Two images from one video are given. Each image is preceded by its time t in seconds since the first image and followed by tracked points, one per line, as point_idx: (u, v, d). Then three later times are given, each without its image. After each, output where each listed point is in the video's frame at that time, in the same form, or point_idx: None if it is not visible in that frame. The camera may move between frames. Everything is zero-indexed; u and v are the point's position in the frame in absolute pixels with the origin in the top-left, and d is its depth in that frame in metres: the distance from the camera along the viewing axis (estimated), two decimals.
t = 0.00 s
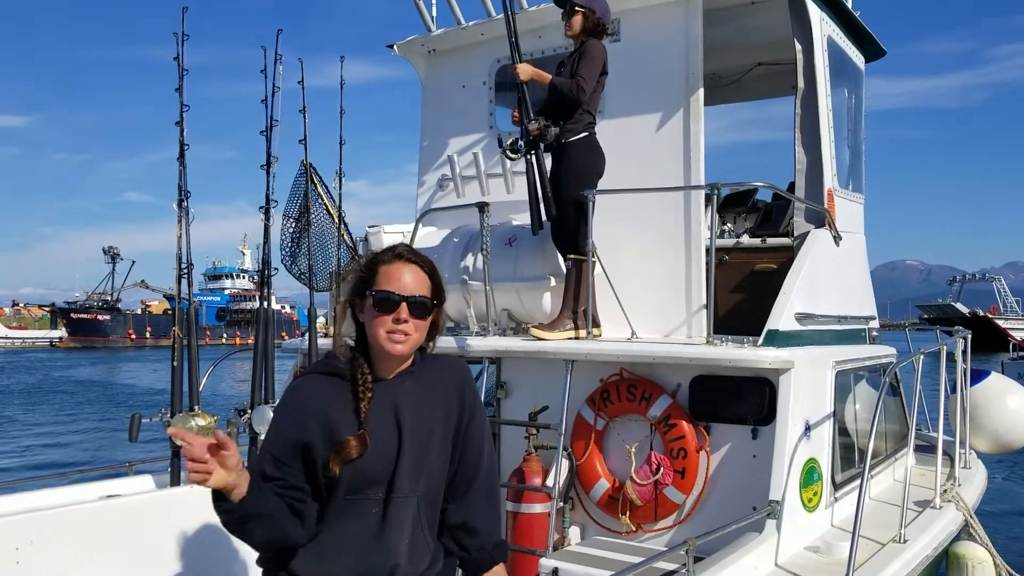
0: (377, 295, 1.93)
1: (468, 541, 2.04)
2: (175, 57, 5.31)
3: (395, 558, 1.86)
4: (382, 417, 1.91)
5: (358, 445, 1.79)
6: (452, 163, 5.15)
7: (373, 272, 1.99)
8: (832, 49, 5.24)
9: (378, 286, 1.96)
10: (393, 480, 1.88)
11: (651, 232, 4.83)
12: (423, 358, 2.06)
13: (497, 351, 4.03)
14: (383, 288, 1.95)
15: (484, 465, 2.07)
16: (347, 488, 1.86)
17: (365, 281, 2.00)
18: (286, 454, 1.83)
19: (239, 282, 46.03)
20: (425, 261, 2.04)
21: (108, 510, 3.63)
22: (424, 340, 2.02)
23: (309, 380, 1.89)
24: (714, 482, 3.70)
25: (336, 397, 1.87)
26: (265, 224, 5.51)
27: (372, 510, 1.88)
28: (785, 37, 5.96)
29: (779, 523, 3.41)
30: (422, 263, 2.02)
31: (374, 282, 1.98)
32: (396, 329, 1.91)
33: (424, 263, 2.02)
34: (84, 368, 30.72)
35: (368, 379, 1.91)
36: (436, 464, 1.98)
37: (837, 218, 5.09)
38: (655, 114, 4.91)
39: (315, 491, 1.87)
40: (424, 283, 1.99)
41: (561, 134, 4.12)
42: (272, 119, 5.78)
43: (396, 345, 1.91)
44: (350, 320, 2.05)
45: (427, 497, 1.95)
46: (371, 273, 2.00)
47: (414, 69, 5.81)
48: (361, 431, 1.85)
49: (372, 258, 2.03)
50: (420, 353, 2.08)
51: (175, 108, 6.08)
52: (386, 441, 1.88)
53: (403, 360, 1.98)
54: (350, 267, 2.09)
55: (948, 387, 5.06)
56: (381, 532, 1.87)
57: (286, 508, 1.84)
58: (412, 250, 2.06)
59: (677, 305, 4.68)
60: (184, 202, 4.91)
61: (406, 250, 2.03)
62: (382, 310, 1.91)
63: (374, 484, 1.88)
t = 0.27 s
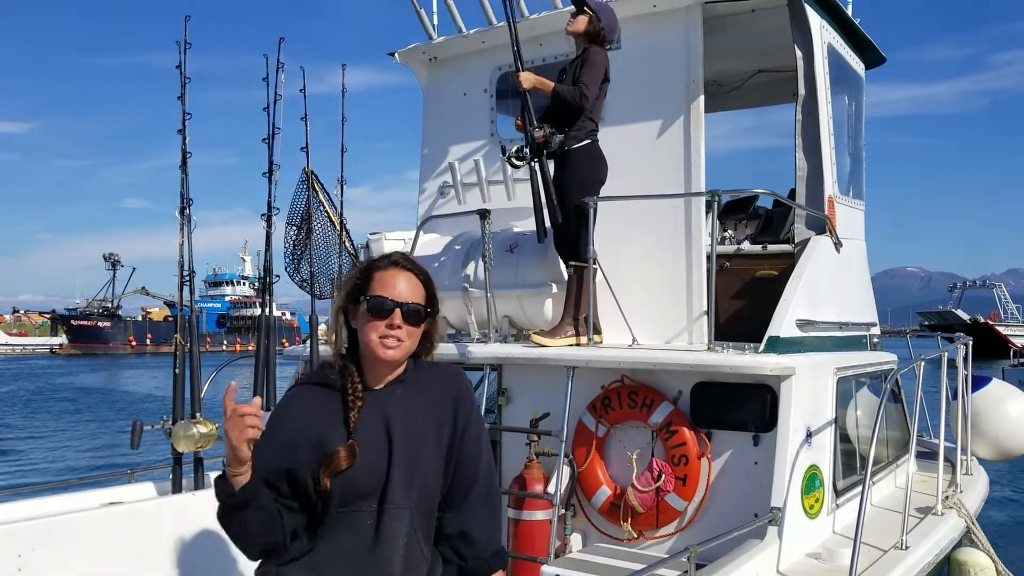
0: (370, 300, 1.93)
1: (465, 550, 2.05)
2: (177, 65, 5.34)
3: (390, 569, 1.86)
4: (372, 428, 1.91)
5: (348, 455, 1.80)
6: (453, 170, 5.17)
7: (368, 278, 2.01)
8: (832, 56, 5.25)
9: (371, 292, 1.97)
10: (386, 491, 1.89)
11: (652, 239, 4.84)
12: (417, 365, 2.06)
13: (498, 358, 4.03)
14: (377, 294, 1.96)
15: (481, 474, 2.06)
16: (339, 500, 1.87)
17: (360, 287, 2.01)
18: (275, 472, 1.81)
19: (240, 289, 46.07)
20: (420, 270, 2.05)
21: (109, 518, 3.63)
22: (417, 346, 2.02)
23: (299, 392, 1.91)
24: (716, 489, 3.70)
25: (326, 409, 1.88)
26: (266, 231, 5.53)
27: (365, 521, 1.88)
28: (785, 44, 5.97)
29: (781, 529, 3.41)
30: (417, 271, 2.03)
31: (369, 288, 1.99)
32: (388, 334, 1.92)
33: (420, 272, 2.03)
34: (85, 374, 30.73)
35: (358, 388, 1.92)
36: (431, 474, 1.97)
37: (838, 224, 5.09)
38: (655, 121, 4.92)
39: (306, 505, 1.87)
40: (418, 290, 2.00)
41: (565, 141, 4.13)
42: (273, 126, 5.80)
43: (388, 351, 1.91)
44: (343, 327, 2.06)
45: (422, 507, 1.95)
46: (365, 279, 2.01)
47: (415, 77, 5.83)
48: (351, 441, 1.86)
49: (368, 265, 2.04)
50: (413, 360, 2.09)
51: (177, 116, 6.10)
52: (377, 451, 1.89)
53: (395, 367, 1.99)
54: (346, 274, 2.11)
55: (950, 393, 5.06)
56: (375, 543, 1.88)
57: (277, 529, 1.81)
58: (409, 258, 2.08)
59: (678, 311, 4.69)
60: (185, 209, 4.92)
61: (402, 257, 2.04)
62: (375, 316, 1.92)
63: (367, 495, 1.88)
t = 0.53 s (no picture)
0: (365, 301, 1.93)
1: (464, 550, 2.03)
2: (177, 65, 5.33)
3: (383, 569, 1.86)
4: (366, 429, 1.91)
5: (342, 455, 1.78)
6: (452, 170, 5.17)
7: (362, 280, 2.02)
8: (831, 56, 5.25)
9: (366, 294, 1.98)
10: (378, 491, 1.89)
11: (651, 239, 4.84)
12: (411, 368, 2.06)
13: (498, 358, 4.03)
14: (371, 295, 1.97)
15: (476, 474, 2.05)
16: (332, 501, 1.87)
17: (355, 289, 2.03)
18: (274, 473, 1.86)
19: (240, 289, 46.05)
20: (415, 272, 2.06)
21: (109, 518, 3.63)
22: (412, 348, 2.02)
23: (294, 393, 1.94)
24: (715, 489, 3.70)
25: (320, 410, 1.90)
26: (266, 232, 5.53)
27: (359, 521, 1.89)
28: (785, 44, 5.98)
29: (780, 530, 3.42)
30: (412, 273, 2.04)
31: (363, 290, 2.00)
32: (382, 336, 1.92)
33: (415, 274, 2.04)
34: (85, 375, 30.71)
35: (353, 390, 1.92)
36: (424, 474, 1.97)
37: (837, 224, 5.10)
38: (655, 122, 4.93)
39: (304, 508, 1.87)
40: (413, 292, 2.01)
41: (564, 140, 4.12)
42: (273, 127, 5.80)
43: (382, 352, 1.91)
44: (338, 328, 2.06)
45: (415, 507, 1.95)
46: (361, 281, 2.02)
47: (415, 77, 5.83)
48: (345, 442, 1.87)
49: (363, 266, 2.06)
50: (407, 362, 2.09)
51: (176, 116, 6.10)
52: (370, 451, 1.90)
53: (388, 368, 1.99)
54: (341, 277, 2.12)
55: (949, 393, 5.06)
56: (368, 544, 1.88)
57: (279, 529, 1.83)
58: (404, 261, 2.08)
59: (677, 312, 4.69)
60: (185, 210, 4.92)
61: (397, 259, 2.05)
62: (369, 317, 1.92)
63: (360, 494, 1.89)
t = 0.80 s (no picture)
0: (364, 307, 1.94)
1: (464, 552, 2.02)
2: (179, 69, 5.35)
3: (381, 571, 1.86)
4: (366, 431, 1.92)
5: (339, 456, 1.82)
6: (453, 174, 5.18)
7: (361, 284, 2.01)
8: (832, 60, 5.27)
9: (365, 299, 1.97)
10: (376, 492, 1.90)
11: (651, 243, 4.85)
12: (410, 371, 2.06)
13: (498, 361, 4.03)
14: (371, 300, 1.96)
15: (474, 475, 2.04)
16: (331, 502, 1.88)
17: (354, 293, 2.02)
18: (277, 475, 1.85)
19: (241, 293, 46.06)
20: (414, 277, 2.05)
21: (110, 522, 3.63)
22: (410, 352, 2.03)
23: (294, 394, 1.93)
24: (716, 492, 3.70)
25: (319, 411, 1.90)
26: (267, 235, 5.54)
27: (356, 522, 1.89)
28: (785, 48, 5.99)
29: (781, 533, 3.41)
30: (411, 278, 2.03)
31: (363, 295, 1.99)
32: (381, 342, 1.93)
33: (413, 278, 2.04)
34: (85, 378, 30.71)
35: (352, 393, 1.92)
36: (421, 477, 1.98)
37: (837, 228, 5.10)
38: (655, 126, 4.94)
39: (302, 508, 1.89)
40: (412, 298, 2.00)
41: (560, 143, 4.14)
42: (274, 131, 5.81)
43: (381, 358, 1.92)
44: (337, 331, 2.06)
45: (412, 509, 1.96)
46: (359, 285, 2.01)
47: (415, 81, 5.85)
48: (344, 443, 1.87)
49: (361, 270, 2.05)
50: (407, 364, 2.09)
51: (178, 120, 6.12)
52: (368, 453, 1.90)
53: (387, 372, 2.00)
54: (341, 280, 2.12)
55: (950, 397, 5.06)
56: (367, 546, 1.88)
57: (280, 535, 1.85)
58: (402, 265, 2.08)
59: (677, 315, 4.70)
60: (186, 214, 4.93)
61: (395, 264, 2.04)
62: (369, 323, 1.93)
63: (358, 496, 1.89)
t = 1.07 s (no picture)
0: (364, 315, 1.95)
1: (464, 561, 1.99)
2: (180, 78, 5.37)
3: None
4: (367, 440, 1.93)
5: (341, 465, 1.85)
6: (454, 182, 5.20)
7: (362, 292, 2.02)
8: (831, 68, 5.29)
9: (366, 307, 1.98)
10: (376, 501, 1.90)
11: (652, 251, 4.86)
12: (409, 378, 2.07)
13: (499, 369, 4.04)
14: (371, 308, 1.98)
15: (473, 482, 2.02)
16: (332, 511, 1.89)
17: (354, 301, 2.03)
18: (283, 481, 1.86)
19: (241, 300, 46.08)
20: (414, 284, 2.06)
21: (110, 530, 3.63)
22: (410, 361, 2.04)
23: (293, 401, 1.93)
24: (717, 501, 3.70)
25: (319, 419, 1.90)
26: (268, 243, 5.55)
27: (356, 531, 1.89)
28: (784, 57, 6.02)
29: (781, 541, 3.42)
30: (411, 286, 2.04)
31: (363, 302, 2.00)
32: (383, 349, 1.93)
33: (414, 287, 2.05)
34: (85, 386, 30.70)
35: (352, 402, 1.93)
36: (420, 486, 1.98)
37: (837, 236, 5.11)
38: (655, 134, 4.95)
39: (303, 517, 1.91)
40: (413, 306, 2.01)
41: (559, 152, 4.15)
42: (276, 140, 5.83)
43: (382, 366, 1.93)
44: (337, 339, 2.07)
45: (411, 518, 1.96)
46: (360, 293, 2.02)
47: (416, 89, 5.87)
48: (345, 453, 1.88)
49: (361, 278, 2.06)
50: (406, 372, 2.09)
51: (180, 129, 6.15)
52: (369, 462, 1.91)
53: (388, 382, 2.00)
54: (340, 287, 2.12)
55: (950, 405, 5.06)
56: (366, 554, 1.87)
57: (290, 549, 1.85)
58: (402, 273, 2.09)
59: (677, 323, 4.71)
60: (188, 222, 4.94)
61: (395, 272, 2.06)
62: (370, 331, 1.94)
63: (358, 504, 1.90)
